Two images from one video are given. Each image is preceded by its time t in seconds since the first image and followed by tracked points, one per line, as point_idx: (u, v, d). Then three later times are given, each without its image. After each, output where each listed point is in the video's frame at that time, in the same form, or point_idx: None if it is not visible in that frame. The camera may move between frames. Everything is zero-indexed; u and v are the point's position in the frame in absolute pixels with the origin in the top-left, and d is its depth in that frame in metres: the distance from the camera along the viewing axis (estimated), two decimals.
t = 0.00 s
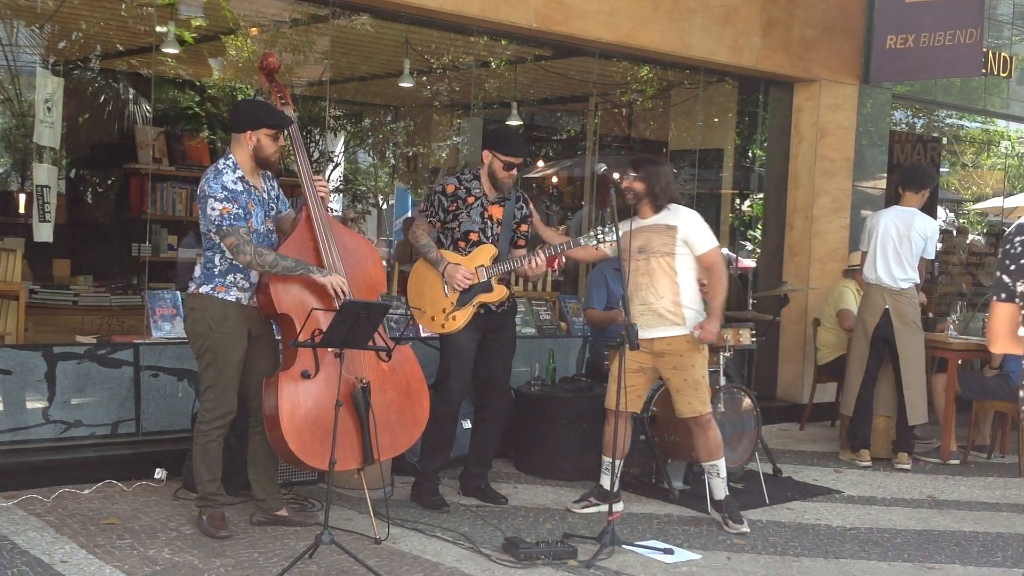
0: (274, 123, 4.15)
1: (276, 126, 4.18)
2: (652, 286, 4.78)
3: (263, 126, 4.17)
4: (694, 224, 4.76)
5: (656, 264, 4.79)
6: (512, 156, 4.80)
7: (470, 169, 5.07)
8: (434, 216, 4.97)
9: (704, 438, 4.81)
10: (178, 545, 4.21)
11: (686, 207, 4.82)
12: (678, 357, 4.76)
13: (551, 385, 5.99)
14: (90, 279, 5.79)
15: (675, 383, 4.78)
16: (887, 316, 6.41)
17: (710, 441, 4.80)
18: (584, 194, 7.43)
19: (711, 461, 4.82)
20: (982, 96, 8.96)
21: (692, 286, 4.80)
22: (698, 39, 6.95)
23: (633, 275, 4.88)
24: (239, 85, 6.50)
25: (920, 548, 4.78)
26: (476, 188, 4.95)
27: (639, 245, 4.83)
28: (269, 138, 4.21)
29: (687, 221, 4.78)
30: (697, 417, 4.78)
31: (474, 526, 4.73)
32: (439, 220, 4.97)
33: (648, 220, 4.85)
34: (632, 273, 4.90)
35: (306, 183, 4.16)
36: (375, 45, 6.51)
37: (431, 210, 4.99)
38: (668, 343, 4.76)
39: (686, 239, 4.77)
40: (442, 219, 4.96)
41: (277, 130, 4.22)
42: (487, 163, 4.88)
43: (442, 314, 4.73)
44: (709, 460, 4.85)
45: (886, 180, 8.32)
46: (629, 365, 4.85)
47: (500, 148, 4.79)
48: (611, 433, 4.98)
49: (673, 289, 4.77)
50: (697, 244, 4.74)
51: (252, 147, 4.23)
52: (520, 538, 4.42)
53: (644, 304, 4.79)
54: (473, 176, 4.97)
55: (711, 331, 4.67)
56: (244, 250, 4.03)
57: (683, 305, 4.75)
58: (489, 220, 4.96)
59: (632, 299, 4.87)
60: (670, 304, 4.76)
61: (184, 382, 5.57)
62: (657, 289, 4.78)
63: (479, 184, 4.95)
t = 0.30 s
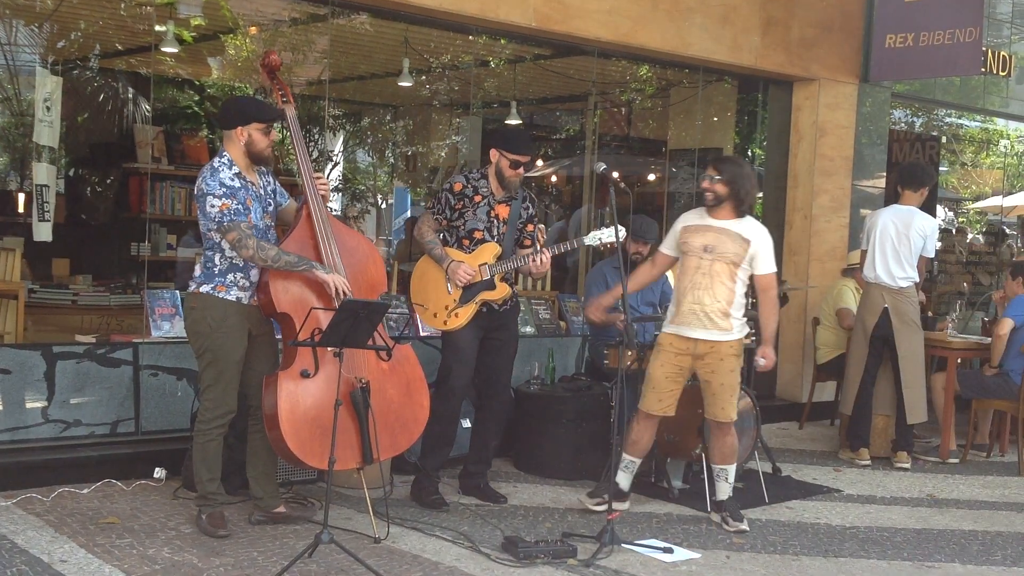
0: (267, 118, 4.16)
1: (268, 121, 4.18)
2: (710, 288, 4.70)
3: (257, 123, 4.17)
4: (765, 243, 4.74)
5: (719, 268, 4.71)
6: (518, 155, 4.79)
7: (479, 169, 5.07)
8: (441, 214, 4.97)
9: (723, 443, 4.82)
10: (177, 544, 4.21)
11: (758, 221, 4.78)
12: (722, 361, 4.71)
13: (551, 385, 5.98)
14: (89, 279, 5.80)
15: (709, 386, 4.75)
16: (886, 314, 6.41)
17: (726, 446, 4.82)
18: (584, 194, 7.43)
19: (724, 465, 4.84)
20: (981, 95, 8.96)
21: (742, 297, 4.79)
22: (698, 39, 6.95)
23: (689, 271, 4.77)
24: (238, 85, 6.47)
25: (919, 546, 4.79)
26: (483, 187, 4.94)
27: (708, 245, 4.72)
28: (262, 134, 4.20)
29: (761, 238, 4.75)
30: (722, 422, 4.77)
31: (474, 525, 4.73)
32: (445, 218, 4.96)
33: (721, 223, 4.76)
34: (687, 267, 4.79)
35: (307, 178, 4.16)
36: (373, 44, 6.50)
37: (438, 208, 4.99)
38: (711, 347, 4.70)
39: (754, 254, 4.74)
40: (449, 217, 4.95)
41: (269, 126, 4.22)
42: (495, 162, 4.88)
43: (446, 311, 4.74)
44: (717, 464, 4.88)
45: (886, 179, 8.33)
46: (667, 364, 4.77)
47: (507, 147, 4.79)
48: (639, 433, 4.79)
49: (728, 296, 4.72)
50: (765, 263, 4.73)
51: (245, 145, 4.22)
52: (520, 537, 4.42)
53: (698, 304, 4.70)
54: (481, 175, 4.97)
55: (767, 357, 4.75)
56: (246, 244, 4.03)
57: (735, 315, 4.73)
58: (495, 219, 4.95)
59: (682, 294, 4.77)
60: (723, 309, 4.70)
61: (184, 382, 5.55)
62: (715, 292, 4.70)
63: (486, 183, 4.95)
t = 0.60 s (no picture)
0: (264, 117, 4.17)
1: (264, 120, 4.18)
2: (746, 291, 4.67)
3: (255, 122, 4.17)
4: (799, 248, 4.74)
5: (756, 272, 4.68)
6: (520, 157, 4.77)
7: (481, 168, 5.06)
8: (442, 213, 4.96)
9: (732, 441, 4.79)
10: (177, 543, 4.21)
11: (793, 224, 4.77)
12: (749, 359, 4.68)
13: (550, 384, 5.98)
14: (88, 278, 5.84)
15: (733, 381, 4.72)
16: (885, 313, 6.41)
17: (733, 445, 4.79)
18: (583, 193, 7.45)
19: (729, 463, 4.81)
20: (981, 94, 8.96)
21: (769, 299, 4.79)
22: (697, 37, 6.95)
23: (724, 272, 4.72)
24: (238, 83, 6.44)
25: (919, 545, 4.79)
26: (485, 186, 4.93)
27: (745, 247, 4.68)
28: (260, 134, 4.20)
29: (796, 242, 4.74)
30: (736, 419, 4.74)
31: (474, 524, 4.73)
32: (447, 218, 4.95)
33: (759, 225, 4.72)
34: (720, 266, 4.74)
35: (307, 178, 4.16)
36: (373, 43, 6.49)
37: (440, 206, 4.97)
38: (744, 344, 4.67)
39: (789, 258, 4.73)
40: (450, 216, 4.94)
41: (268, 125, 4.22)
42: (497, 162, 4.87)
43: (446, 310, 4.75)
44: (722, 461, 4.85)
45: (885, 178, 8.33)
46: (703, 358, 4.70)
47: (511, 149, 4.76)
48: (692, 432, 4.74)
49: (760, 299, 4.70)
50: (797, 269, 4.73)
51: (243, 144, 4.21)
52: (519, 536, 4.42)
53: (733, 305, 4.66)
54: (483, 175, 4.95)
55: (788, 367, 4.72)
56: (245, 245, 4.02)
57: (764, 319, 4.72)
58: (496, 219, 4.94)
59: (714, 294, 4.71)
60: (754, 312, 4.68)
61: (183, 380, 5.55)
62: (749, 294, 4.68)
63: (488, 183, 4.94)
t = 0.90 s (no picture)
0: (266, 118, 4.17)
1: (266, 121, 4.18)
2: (778, 299, 4.53)
3: (256, 124, 4.16)
4: (813, 244, 4.65)
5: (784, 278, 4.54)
6: (513, 152, 4.77)
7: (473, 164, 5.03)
8: (437, 210, 4.95)
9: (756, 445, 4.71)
10: (177, 543, 4.21)
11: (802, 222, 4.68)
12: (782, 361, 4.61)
13: (550, 384, 5.97)
14: (88, 278, 5.88)
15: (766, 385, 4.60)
16: (884, 313, 6.42)
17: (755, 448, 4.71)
18: (583, 193, 7.44)
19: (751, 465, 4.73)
20: (981, 94, 8.96)
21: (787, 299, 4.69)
22: (698, 37, 6.95)
23: (753, 283, 4.53)
24: (238, 83, 6.38)
25: (918, 545, 4.78)
26: (479, 183, 4.92)
27: (771, 254, 4.52)
28: (261, 135, 4.20)
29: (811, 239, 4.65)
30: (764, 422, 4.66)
31: (473, 524, 4.73)
32: (441, 215, 4.95)
33: (778, 228, 4.56)
34: (747, 277, 4.54)
35: (306, 178, 4.16)
36: (373, 42, 6.49)
37: (434, 204, 4.97)
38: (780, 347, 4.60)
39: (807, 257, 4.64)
40: (445, 213, 4.94)
41: (269, 127, 4.22)
42: (489, 158, 4.86)
43: (443, 309, 4.75)
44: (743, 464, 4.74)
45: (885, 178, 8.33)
46: (751, 367, 4.51)
47: (503, 144, 4.75)
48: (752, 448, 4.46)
49: (787, 305, 4.58)
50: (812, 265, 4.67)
51: (244, 145, 4.21)
52: (519, 536, 4.42)
53: (769, 315, 4.50)
54: (476, 171, 4.94)
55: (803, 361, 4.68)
56: (250, 242, 4.00)
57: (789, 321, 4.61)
58: (491, 215, 4.95)
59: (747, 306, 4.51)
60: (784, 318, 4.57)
61: (183, 380, 5.53)
62: (778, 301, 4.54)
63: (482, 179, 4.92)
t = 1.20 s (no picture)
0: (280, 122, 4.15)
1: (279, 125, 4.16)
2: (819, 298, 4.26)
3: (270, 127, 4.16)
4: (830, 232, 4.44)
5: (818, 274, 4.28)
6: (497, 151, 4.77)
7: (455, 165, 5.03)
8: (422, 215, 4.92)
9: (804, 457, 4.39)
10: (178, 543, 4.21)
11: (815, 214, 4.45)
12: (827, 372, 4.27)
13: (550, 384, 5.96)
14: (89, 278, 5.84)
15: (808, 398, 4.29)
16: (885, 314, 6.42)
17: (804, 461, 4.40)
18: (584, 193, 7.47)
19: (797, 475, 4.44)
20: (982, 95, 8.96)
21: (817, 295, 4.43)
22: (699, 37, 6.95)
23: (792, 286, 4.22)
24: (239, 84, 6.47)
25: (919, 546, 4.79)
26: (463, 184, 4.91)
27: (804, 253, 4.23)
28: (275, 139, 4.19)
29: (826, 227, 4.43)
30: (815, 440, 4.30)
31: (474, 524, 4.73)
32: (427, 219, 4.93)
33: (801, 221, 4.30)
34: (785, 282, 4.22)
35: (308, 181, 4.16)
36: (374, 43, 6.49)
37: (419, 208, 4.94)
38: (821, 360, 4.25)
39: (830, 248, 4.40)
40: (431, 217, 4.92)
41: (283, 131, 4.21)
42: (471, 158, 4.86)
43: (436, 312, 4.74)
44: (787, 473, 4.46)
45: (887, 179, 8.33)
46: (782, 388, 4.22)
47: (484, 143, 4.77)
48: (769, 464, 4.27)
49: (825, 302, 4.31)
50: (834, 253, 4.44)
51: (257, 148, 4.22)
52: (520, 536, 4.42)
53: (814, 317, 4.23)
54: (459, 172, 4.93)
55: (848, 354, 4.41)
56: (251, 242, 4.00)
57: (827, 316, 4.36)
58: (476, 216, 4.96)
59: (790, 312, 4.20)
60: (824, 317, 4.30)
61: (184, 380, 5.54)
62: (817, 300, 4.26)
63: (465, 180, 4.92)
